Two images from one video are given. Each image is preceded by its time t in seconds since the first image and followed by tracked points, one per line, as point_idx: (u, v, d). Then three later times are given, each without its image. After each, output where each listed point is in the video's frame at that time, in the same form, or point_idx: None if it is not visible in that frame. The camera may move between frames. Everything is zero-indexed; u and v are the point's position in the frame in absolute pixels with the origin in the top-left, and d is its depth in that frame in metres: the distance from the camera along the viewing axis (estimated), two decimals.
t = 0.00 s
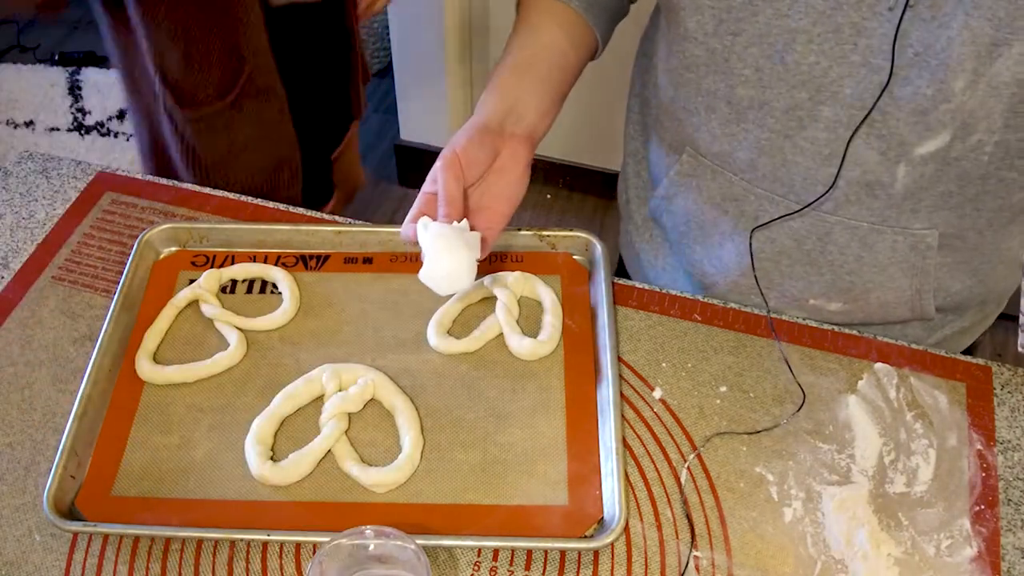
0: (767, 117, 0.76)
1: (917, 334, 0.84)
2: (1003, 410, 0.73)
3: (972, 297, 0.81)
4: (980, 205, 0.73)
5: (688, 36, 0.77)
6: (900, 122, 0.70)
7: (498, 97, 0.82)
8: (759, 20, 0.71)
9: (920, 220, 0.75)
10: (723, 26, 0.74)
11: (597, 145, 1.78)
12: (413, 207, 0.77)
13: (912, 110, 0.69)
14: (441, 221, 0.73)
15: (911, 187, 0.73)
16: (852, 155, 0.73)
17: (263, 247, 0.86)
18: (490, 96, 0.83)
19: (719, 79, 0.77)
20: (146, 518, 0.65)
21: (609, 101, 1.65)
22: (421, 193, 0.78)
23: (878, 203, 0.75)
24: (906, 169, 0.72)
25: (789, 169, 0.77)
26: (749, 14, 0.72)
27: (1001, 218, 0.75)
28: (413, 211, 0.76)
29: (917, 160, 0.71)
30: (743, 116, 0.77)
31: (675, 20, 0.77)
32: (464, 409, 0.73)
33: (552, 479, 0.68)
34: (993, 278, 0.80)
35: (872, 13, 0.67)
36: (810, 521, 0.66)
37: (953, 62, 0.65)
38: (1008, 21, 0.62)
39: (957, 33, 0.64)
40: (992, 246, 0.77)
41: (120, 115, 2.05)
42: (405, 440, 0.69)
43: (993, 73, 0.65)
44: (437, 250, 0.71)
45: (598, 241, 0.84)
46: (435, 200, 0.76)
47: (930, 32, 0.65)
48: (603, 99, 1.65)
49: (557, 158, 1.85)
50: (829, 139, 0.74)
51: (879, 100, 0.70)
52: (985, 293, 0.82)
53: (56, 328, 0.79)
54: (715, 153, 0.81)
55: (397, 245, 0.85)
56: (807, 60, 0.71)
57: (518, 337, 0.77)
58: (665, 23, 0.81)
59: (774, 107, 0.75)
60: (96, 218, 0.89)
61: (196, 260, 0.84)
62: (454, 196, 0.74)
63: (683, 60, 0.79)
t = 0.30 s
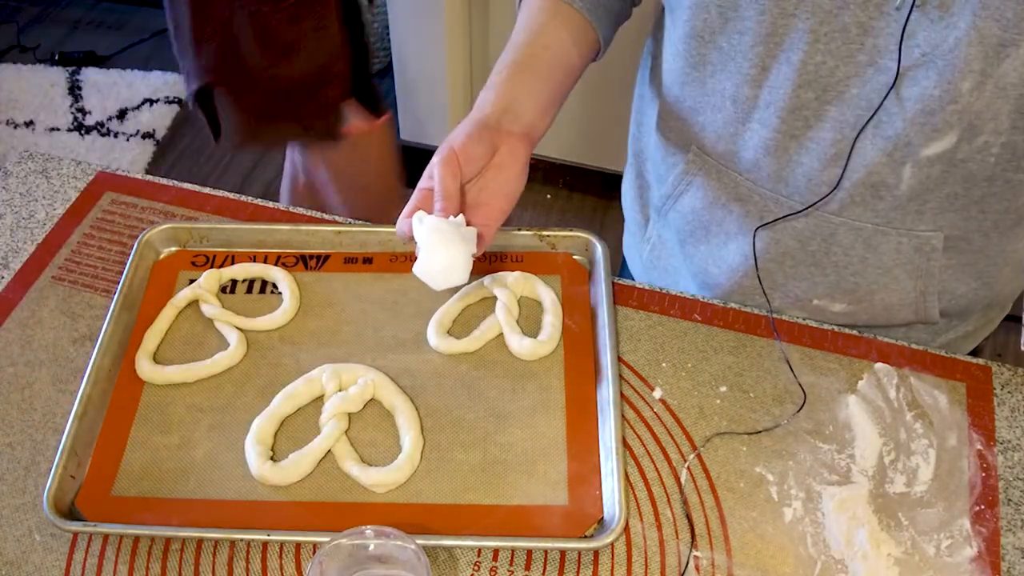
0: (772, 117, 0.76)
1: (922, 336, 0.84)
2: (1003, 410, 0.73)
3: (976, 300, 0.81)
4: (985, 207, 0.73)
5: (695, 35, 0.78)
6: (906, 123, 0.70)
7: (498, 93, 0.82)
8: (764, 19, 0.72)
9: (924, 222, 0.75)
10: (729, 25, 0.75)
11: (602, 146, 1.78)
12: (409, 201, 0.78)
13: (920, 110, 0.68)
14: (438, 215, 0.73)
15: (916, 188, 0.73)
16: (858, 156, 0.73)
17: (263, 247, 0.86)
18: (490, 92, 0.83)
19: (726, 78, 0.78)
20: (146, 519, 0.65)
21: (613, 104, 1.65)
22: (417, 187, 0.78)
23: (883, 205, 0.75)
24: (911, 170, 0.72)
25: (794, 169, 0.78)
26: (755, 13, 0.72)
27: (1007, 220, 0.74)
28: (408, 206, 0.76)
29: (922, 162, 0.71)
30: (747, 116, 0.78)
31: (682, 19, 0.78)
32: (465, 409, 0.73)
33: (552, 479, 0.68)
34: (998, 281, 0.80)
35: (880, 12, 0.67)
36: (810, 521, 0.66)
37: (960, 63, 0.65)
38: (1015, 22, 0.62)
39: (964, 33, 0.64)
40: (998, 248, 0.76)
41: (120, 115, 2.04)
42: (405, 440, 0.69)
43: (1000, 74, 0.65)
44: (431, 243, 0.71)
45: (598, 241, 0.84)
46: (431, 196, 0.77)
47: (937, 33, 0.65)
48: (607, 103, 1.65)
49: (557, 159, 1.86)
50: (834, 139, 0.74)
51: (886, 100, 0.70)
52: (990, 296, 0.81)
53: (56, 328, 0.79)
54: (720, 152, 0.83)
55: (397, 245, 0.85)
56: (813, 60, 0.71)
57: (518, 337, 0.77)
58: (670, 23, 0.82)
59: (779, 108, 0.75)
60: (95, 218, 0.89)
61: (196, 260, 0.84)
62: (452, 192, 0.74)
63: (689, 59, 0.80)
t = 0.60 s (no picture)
0: (772, 118, 0.76)
1: (922, 337, 0.84)
2: (1003, 410, 0.73)
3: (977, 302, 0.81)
4: (985, 209, 0.73)
5: (695, 36, 0.78)
6: (906, 125, 0.70)
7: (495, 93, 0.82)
8: (764, 20, 0.72)
9: (923, 223, 0.75)
10: (729, 26, 0.75)
11: (602, 146, 1.78)
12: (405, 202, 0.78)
13: (920, 112, 0.68)
14: (433, 214, 0.73)
15: (915, 191, 0.73)
16: (858, 158, 0.73)
17: (263, 247, 0.86)
18: (487, 91, 0.83)
19: (726, 79, 0.78)
20: (146, 518, 0.65)
21: (612, 105, 1.66)
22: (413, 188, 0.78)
23: (883, 206, 0.75)
24: (911, 171, 0.72)
25: (794, 171, 0.78)
26: (755, 14, 0.72)
27: (1006, 222, 0.74)
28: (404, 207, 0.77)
29: (922, 163, 0.71)
30: (748, 117, 0.78)
31: (683, 20, 0.78)
32: (465, 409, 0.73)
33: (552, 480, 0.68)
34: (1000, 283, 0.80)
35: (880, 14, 0.67)
36: (810, 521, 0.66)
37: (960, 65, 0.65)
38: (1016, 25, 0.62)
39: (964, 35, 0.64)
40: (998, 250, 0.76)
41: (120, 115, 2.04)
42: (405, 441, 0.69)
43: (1001, 77, 0.65)
44: (425, 242, 0.72)
45: (598, 241, 0.84)
46: (427, 195, 0.77)
47: (938, 35, 0.65)
48: (607, 103, 1.65)
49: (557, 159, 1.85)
50: (834, 141, 0.74)
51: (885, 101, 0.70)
52: (990, 298, 0.81)
53: (56, 328, 0.79)
54: (720, 153, 0.83)
55: (398, 245, 0.85)
56: (813, 62, 0.71)
57: (518, 337, 0.77)
58: (671, 23, 0.82)
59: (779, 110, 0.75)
60: (95, 218, 0.89)
61: (196, 260, 0.84)
62: (448, 191, 0.75)
63: (689, 60, 0.80)
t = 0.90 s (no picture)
0: (770, 119, 0.76)
1: (921, 337, 0.84)
2: (1003, 410, 0.73)
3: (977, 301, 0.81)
4: (982, 207, 0.73)
5: (693, 37, 0.78)
6: (903, 125, 0.70)
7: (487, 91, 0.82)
8: (761, 21, 0.72)
9: (921, 222, 0.75)
10: (726, 27, 0.75)
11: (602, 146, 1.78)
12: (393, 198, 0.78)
13: (917, 111, 0.68)
14: (420, 207, 0.74)
15: (913, 190, 0.73)
16: (855, 157, 0.74)
17: (263, 247, 0.86)
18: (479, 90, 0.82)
19: (723, 80, 0.78)
20: (146, 518, 0.65)
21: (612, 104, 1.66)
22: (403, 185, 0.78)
23: (881, 206, 0.75)
24: (908, 171, 0.72)
25: (792, 171, 0.78)
26: (752, 15, 0.72)
27: (1005, 220, 0.74)
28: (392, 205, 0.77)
29: (919, 163, 0.71)
30: (746, 117, 0.78)
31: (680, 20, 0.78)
32: (465, 409, 0.73)
33: (552, 479, 0.68)
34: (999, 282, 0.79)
35: (877, 14, 0.67)
36: (810, 521, 0.66)
37: (957, 65, 0.65)
38: (1012, 24, 0.62)
39: (960, 34, 0.64)
40: (996, 248, 0.76)
41: (120, 115, 2.04)
42: (404, 441, 0.69)
43: (997, 76, 0.65)
44: (407, 235, 0.72)
45: (598, 241, 0.84)
46: (415, 191, 0.77)
47: (934, 34, 0.65)
48: (606, 103, 1.66)
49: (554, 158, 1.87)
50: (831, 141, 0.74)
51: (881, 101, 0.70)
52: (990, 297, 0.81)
53: (56, 328, 0.79)
54: (719, 153, 0.83)
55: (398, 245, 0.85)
56: (810, 62, 0.71)
57: (518, 337, 0.77)
58: (668, 23, 0.82)
59: (776, 110, 0.75)
60: (95, 218, 0.89)
61: (196, 260, 0.84)
62: (435, 186, 0.75)
63: (687, 61, 0.80)
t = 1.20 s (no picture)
0: (763, 115, 0.76)
1: (918, 336, 0.84)
2: (1003, 409, 0.73)
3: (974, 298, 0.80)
4: (976, 203, 0.73)
5: (686, 33, 0.78)
6: (895, 121, 0.70)
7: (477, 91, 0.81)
8: (753, 17, 0.72)
9: (916, 220, 0.75)
10: (719, 23, 0.75)
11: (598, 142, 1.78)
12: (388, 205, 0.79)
13: (909, 108, 0.69)
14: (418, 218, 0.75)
15: (907, 186, 0.73)
16: (848, 154, 0.74)
17: (263, 247, 0.86)
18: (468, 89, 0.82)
19: (716, 76, 0.78)
20: (146, 519, 0.65)
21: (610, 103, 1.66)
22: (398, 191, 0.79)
23: (875, 202, 0.75)
24: (902, 168, 0.72)
25: (786, 168, 0.78)
26: (744, 11, 0.72)
27: (1000, 218, 0.73)
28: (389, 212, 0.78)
29: (913, 160, 0.71)
30: (739, 112, 0.78)
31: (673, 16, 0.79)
32: (465, 409, 0.73)
33: (552, 479, 0.68)
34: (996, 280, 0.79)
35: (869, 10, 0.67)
36: (810, 521, 0.66)
37: (948, 61, 0.65)
38: (1004, 20, 0.62)
39: (952, 28, 0.64)
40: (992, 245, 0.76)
41: (120, 115, 2.04)
42: (404, 441, 0.69)
43: (989, 71, 0.65)
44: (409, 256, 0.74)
45: (598, 241, 0.84)
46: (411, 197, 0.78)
47: (925, 30, 0.65)
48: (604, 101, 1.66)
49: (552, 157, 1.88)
50: (826, 139, 0.74)
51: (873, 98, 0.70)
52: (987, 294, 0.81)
53: (56, 327, 0.79)
54: (713, 150, 0.83)
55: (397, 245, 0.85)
56: (803, 58, 0.71)
57: (518, 337, 0.77)
58: (662, 20, 0.82)
59: (770, 107, 0.75)
60: (95, 218, 0.89)
61: (196, 260, 0.84)
62: (432, 195, 0.76)
63: (682, 58, 0.80)
